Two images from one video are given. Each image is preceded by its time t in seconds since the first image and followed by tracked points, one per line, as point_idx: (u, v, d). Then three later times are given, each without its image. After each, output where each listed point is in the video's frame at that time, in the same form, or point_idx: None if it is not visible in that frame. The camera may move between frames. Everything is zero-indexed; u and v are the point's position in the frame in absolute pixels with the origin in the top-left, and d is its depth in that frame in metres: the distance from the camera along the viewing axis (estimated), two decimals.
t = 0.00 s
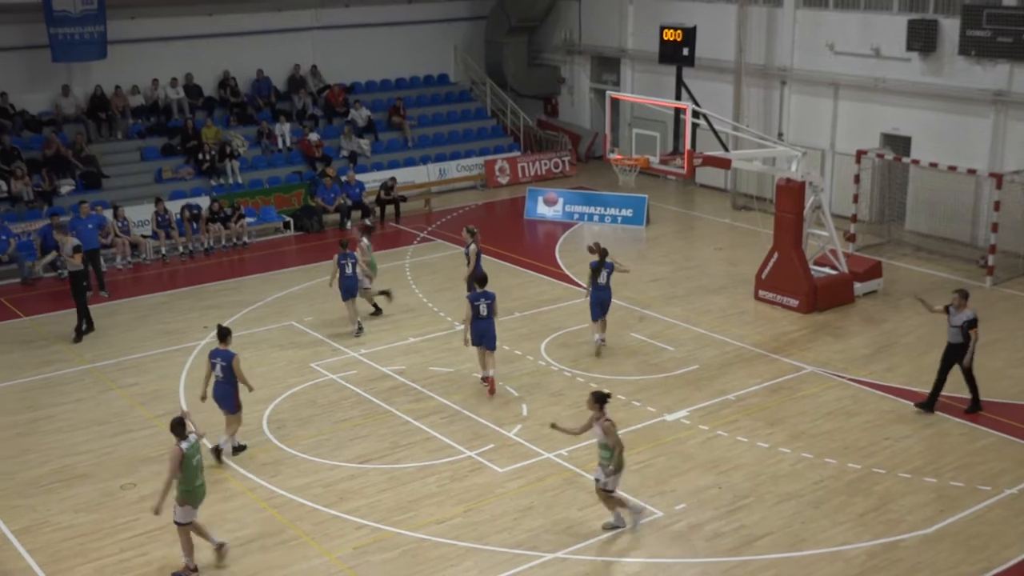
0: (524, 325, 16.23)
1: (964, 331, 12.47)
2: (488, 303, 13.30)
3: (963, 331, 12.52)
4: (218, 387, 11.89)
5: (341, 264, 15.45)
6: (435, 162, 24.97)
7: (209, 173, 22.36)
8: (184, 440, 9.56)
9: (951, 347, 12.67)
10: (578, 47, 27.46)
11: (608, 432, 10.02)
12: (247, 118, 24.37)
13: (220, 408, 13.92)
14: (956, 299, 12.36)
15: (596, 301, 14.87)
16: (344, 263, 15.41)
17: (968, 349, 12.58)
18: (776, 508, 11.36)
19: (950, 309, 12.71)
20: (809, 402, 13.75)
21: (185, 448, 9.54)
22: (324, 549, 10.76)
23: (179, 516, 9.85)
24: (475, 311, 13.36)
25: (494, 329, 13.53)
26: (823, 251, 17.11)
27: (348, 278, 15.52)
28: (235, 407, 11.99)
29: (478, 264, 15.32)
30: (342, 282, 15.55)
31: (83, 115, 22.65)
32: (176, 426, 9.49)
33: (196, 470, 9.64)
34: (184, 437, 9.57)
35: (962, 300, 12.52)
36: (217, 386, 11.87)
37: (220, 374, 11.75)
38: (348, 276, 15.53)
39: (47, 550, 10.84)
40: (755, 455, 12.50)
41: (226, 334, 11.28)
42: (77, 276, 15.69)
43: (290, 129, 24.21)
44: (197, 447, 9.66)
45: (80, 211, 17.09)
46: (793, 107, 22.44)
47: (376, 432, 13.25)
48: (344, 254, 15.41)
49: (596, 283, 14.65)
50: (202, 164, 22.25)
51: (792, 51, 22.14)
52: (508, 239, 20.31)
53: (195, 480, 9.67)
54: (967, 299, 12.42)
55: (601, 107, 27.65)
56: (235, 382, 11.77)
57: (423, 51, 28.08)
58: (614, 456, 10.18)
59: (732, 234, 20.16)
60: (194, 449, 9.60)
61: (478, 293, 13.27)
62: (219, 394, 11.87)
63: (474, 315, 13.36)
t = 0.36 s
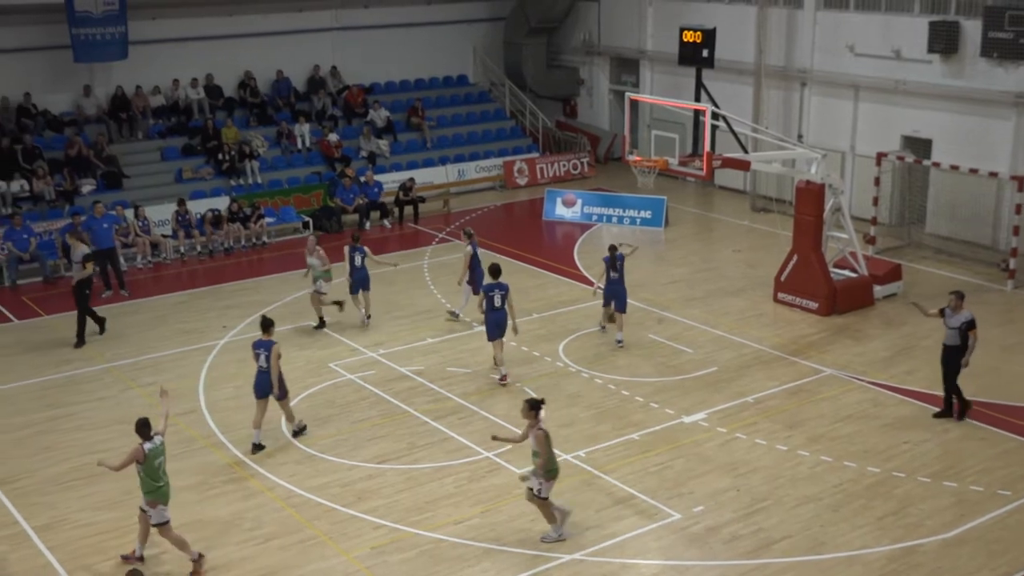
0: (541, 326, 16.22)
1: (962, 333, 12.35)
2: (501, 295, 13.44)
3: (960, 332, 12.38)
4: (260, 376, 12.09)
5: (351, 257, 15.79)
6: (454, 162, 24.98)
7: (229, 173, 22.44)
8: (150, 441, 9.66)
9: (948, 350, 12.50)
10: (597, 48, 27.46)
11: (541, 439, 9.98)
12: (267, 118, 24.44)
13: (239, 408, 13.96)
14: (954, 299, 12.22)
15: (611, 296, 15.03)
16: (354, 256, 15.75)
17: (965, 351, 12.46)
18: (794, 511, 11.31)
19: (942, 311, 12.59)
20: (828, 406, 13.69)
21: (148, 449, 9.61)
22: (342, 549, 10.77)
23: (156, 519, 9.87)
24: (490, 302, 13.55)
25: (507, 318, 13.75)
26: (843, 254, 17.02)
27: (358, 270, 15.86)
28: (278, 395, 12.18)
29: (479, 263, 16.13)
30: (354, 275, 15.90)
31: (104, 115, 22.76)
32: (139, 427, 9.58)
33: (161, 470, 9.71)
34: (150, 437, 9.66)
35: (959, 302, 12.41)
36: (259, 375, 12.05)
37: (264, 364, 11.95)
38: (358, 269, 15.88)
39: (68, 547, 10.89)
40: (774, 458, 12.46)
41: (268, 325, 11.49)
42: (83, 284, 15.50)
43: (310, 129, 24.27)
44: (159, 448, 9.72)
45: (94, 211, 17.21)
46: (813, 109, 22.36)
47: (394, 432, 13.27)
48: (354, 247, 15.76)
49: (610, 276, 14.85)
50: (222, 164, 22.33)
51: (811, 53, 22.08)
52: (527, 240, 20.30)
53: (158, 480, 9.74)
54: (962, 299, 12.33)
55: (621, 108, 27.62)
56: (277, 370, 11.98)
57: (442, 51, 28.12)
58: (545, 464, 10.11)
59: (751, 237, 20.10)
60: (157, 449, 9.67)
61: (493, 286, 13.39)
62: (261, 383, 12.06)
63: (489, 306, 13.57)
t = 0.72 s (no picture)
0: (571, 326, 16.20)
1: (973, 343, 12.09)
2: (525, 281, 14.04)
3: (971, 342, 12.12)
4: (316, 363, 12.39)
5: (369, 252, 16.11)
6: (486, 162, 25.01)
7: (262, 172, 22.56)
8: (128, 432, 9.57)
9: (959, 359, 12.26)
10: (629, 48, 27.41)
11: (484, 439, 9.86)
12: (300, 117, 24.56)
13: (271, 405, 14.03)
14: (966, 308, 11.97)
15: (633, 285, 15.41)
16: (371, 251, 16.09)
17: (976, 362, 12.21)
18: (826, 514, 11.25)
19: (955, 318, 12.35)
20: (860, 408, 13.60)
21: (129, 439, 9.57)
22: (372, 546, 10.80)
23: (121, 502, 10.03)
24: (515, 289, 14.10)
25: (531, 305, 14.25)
26: (876, 256, 16.91)
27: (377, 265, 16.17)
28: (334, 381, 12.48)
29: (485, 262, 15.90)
30: (369, 269, 16.16)
31: (139, 113, 22.95)
32: (121, 419, 9.48)
33: (141, 459, 9.82)
34: (128, 428, 9.55)
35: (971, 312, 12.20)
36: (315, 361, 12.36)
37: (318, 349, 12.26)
38: (376, 262, 16.15)
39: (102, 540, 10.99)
40: (805, 461, 12.39)
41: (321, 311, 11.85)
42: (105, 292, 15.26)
43: (342, 128, 24.37)
44: (141, 437, 9.72)
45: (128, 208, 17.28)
46: (847, 110, 22.21)
47: (424, 430, 13.29)
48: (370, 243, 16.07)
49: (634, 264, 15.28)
50: (255, 162, 22.47)
51: (846, 54, 21.94)
52: (558, 240, 20.28)
53: (137, 469, 9.84)
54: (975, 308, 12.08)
55: (653, 109, 27.55)
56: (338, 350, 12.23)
57: (474, 51, 28.16)
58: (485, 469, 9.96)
59: (782, 238, 19.99)
60: (139, 439, 9.69)
61: (517, 273, 13.90)
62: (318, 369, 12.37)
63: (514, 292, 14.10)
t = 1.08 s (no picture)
0: (606, 325, 16.18)
1: (988, 346, 11.98)
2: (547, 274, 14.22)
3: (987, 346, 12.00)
4: (366, 350, 12.58)
5: (387, 243, 16.26)
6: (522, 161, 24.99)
7: (299, 168, 22.67)
8: (109, 419, 9.92)
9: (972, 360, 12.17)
10: (667, 47, 27.35)
11: (422, 439, 9.91)
12: (337, 114, 24.65)
13: (306, 401, 14.11)
14: (983, 313, 11.81)
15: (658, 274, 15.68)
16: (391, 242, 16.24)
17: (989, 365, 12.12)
18: (861, 517, 11.17)
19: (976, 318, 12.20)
20: (896, 411, 13.49)
21: (111, 427, 9.89)
22: (406, 542, 10.85)
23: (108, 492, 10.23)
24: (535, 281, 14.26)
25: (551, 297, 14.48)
26: (914, 257, 16.80)
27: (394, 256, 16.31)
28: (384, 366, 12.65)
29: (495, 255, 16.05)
30: (388, 261, 16.31)
31: (178, 110, 23.13)
32: (104, 406, 9.83)
33: (122, 447, 10.05)
34: (112, 414, 9.93)
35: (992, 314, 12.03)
36: (365, 348, 12.54)
37: (368, 336, 12.45)
38: (393, 254, 16.28)
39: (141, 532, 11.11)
40: (839, 463, 12.31)
41: (371, 298, 12.05)
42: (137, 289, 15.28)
43: (379, 126, 24.46)
44: (121, 425, 10.04)
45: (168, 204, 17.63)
46: (886, 109, 22.02)
47: (458, 428, 13.32)
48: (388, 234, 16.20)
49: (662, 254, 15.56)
50: (292, 159, 22.58)
51: (885, 53, 21.77)
52: (593, 239, 20.25)
53: (118, 456, 10.05)
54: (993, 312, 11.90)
55: (690, 107, 27.46)
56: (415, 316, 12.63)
57: (510, 50, 28.17)
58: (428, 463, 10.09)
59: (818, 239, 19.87)
60: (120, 427, 9.99)
61: (539, 265, 14.12)
62: (368, 356, 12.55)
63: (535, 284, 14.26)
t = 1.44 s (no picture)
0: (660, 345, 15.43)
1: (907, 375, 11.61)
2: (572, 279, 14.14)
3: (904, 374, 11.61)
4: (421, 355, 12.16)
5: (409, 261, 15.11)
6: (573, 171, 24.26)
7: (341, 178, 22.13)
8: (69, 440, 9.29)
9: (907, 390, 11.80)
10: (728, 53, 26.59)
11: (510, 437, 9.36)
12: (381, 122, 24.08)
13: (344, 421, 13.47)
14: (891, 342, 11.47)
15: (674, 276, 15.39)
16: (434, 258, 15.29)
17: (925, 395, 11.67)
18: (931, 552, 10.34)
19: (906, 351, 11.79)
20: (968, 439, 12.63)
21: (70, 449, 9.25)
22: (445, 572, 10.15)
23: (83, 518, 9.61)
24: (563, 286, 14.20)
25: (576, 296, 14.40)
26: (989, 276, 15.90)
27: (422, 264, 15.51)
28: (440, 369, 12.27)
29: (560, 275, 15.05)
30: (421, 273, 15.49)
31: (217, 117, 22.66)
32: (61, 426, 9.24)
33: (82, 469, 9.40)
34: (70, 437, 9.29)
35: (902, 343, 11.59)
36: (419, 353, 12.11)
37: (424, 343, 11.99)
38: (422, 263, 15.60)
39: (167, 557, 10.51)
40: (908, 494, 11.48)
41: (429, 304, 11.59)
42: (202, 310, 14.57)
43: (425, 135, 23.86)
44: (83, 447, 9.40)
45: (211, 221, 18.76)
46: (960, 119, 21.14)
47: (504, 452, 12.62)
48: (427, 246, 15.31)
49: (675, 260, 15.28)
50: (334, 169, 22.03)
51: (961, 61, 20.92)
52: (647, 255, 19.50)
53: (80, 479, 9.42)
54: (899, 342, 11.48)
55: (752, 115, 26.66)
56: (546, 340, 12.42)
57: (561, 58, 27.54)
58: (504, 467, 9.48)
59: (879, 255, 19.02)
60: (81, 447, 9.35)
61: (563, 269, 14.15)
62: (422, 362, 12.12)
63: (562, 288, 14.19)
